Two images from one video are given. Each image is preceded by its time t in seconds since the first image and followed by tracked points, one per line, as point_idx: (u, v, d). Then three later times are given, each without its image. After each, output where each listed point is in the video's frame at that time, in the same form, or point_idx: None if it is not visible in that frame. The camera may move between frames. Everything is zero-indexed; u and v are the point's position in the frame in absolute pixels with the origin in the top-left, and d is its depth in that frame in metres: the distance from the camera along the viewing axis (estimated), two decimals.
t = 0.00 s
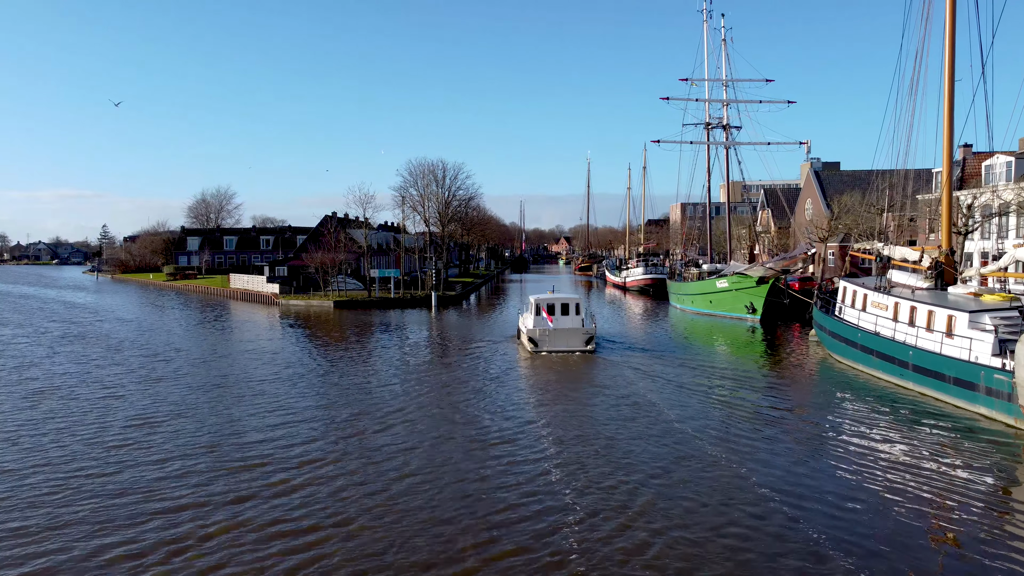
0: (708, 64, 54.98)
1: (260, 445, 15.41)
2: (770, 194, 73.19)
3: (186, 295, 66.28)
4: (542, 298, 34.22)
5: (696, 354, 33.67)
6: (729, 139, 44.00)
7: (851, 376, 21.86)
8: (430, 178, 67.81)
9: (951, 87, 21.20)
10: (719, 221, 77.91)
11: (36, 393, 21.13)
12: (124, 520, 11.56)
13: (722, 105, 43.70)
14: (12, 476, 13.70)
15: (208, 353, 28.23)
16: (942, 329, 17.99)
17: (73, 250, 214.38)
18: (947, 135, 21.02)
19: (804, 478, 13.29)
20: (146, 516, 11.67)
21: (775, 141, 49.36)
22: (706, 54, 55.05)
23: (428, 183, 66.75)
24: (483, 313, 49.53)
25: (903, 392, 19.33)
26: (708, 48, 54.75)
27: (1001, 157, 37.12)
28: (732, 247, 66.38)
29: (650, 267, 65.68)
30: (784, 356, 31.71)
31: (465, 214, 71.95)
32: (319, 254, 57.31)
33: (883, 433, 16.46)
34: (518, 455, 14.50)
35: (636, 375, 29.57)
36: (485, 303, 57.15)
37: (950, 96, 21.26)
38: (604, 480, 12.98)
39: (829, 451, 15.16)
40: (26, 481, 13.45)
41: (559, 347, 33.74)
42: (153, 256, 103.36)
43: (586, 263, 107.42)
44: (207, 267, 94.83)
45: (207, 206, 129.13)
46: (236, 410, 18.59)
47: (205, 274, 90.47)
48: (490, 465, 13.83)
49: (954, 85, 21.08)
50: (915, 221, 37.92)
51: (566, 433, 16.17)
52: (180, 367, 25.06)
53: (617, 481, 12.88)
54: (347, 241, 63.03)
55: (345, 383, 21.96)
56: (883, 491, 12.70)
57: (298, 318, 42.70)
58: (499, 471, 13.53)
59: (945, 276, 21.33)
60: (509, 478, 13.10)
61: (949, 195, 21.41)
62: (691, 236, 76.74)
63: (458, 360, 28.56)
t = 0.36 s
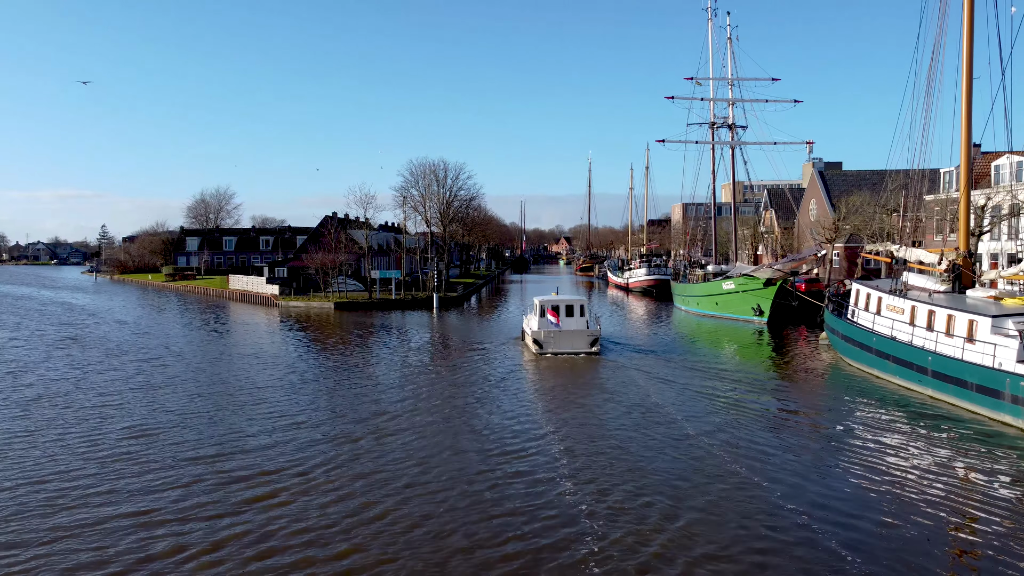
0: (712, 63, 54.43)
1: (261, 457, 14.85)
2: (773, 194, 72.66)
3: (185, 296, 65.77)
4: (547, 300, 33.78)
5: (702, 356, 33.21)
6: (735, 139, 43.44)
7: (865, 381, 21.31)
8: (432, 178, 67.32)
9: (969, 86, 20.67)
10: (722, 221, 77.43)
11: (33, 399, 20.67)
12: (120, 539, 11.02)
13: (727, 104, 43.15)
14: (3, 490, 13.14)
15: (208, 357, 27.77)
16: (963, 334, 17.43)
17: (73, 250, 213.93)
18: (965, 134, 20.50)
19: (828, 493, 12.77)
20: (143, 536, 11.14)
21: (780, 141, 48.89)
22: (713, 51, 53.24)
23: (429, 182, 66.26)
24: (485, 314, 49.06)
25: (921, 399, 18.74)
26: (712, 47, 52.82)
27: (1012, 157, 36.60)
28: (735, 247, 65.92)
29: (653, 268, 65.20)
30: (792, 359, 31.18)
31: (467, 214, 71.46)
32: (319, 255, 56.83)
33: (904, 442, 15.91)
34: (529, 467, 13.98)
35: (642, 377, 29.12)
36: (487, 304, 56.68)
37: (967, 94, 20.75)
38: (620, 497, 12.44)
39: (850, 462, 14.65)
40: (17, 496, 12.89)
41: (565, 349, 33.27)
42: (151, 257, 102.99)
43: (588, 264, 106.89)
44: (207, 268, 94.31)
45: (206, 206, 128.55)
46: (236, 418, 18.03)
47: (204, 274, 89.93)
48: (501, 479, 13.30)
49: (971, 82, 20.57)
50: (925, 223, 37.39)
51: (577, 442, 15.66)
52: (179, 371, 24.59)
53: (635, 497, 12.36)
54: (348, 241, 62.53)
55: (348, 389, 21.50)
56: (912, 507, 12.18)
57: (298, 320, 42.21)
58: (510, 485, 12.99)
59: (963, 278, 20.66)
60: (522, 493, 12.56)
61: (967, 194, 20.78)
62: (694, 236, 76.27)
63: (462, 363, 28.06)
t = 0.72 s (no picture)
0: (717, 62, 53.93)
1: (260, 467, 14.32)
2: (776, 195, 72.27)
3: (184, 296, 65.22)
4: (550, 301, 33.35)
5: (708, 357, 32.75)
6: (741, 138, 42.99)
7: (881, 386, 20.71)
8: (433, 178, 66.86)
9: (987, 83, 20.34)
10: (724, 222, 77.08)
11: (27, 406, 20.17)
12: (112, 557, 10.50)
13: (733, 103, 42.71)
14: None
15: (206, 361, 27.27)
16: (984, 339, 16.84)
17: (70, 251, 213.11)
18: (983, 132, 20.13)
19: (852, 505, 12.24)
20: (137, 553, 10.62)
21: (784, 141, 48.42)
22: (716, 52, 54.26)
23: (430, 183, 65.86)
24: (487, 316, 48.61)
25: (940, 405, 18.18)
26: (718, 46, 54.24)
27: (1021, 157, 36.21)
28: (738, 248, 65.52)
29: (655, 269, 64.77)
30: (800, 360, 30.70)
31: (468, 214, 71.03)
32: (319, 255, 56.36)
33: (925, 451, 15.35)
34: (539, 476, 13.46)
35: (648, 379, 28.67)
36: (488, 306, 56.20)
37: (986, 92, 20.44)
38: (635, 508, 11.95)
39: (872, 472, 14.10)
40: (7, 507, 12.39)
41: (569, 351, 32.80)
42: (150, 257, 102.58)
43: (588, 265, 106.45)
44: (205, 268, 93.77)
45: (205, 207, 128.00)
46: (236, 425, 17.53)
47: (203, 275, 89.38)
48: (511, 490, 12.78)
49: (989, 80, 20.25)
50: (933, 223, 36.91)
51: (587, 450, 15.12)
52: (177, 376, 24.09)
53: (651, 509, 11.84)
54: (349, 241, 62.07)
55: (350, 394, 21.01)
56: (941, 521, 11.65)
57: (298, 322, 41.71)
58: (521, 497, 12.47)
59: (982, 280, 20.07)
60: (533, 505, 12.04)
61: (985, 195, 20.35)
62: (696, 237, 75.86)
63: (465, 367, 27.53)
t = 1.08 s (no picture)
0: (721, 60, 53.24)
1: (258, 477, 13.77)
2: (778, 195, 71.76)
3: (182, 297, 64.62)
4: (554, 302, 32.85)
5: (714, 358, 32.25)
6: (745, 137, 42.44)
7: (895, 390, 20.14)
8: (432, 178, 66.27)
9: (1004, 79, 19.71)
10: (725, 222, 76.54)
11: (19, 412, 19.61)
12: None
13: (737, 102, 42.16)
14: None
15: (203, 365, 26.72)
16: (1005, 343, 16.26)
17: (67, 251, 213.75)
18: (1001, 130, 19.53)
19: (877, 517, 11.72)
20: (128, 572, 10.09)
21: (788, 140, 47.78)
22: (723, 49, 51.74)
23: (430, 183, 65.26)
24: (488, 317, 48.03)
25: (958, 410, 17.62)
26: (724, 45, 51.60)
27: None
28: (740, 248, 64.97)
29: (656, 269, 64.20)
30: (807, 361, 30.21)
31: (467, 214, 70.44)
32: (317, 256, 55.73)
33: (946, 460, 14.83)
34: (549, 485, 12.97)
35: (654, 379, 28.19)
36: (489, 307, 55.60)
37: (1003, 88, 19.80)
38: (650, 519, 11.47)
39: (894, 481, 13.58)
40: None
41: (573, 352, 32.27)
42: (147, 258, 101.85)
43: (588, 266, 105.81)
44: (202, 269, 93.05)
45: (202, 207, 127.25)
46: (233, 432, 17.01)
47: (200, 276, 88.62)
48: (520, 501, 12.24)
49: (1007, 76, 19.63)
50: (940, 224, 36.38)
51: (598, 456, 14.60)
52: (173, 381, 23.53)
53: (666, 521, 11.37)
54: (348, 241, 61.46)
55: (350, 399, 20.49)
56: (971, 534, 11.14)
57: (297, 324, 41.13)
58: (531, 509, 11.93)
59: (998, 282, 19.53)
60: (544, 517, 11.56)
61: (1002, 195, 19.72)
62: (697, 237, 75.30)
63: (468, 369, 26.99)
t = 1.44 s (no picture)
0: (721, 59, 52.53)
1: (253, 490, 13.12)
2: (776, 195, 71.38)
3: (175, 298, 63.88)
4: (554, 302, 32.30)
5: (716, 359, 31.76)
6: (746, 136, 41.96)
7: (907, 394, 19.61)
8: (428, 177, 65.63)
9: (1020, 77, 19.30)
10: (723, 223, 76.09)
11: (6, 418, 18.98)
12: None
13: (738, 100, 41.68)
14: None
15: (195, 368, 26.08)
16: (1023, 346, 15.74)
17: (60, 251, 212.76)
18: (1016, 128, 19.09)
19: (905, 533, 11.17)
20: None
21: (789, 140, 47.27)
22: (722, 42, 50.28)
23: (426, 182, 64.66)
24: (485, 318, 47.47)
25: (974, 415, 17.10)
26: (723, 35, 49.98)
27: None
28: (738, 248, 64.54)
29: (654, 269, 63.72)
30: (810, 362, 29.75)
31: (464, 213, 69.85)
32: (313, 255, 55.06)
33: (966, 467, 14.29)
34: (557, 496, 12.43)
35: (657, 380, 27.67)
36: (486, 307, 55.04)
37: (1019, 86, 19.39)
38: (665, 533, 10.93)
39: (918, 492, 13.04)
40: None
41: (573, 352, 31.75)
42: (140, 258, 100.94)
43: (584, 266, 105.30)
44: (196, 269, 92.20)
45: (196, 206, 126.26)
46: (227, 440, 16.41)
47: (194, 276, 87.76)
48: (528, 515, 11.64)
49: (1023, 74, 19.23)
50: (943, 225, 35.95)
51: (608, 465, 14.01)
52: (165, 386, 22.89)
53: (682, 536, 10.84)
54: (343, 241, 60.80)
55: (348, 404, 19.90)
56: (1000, 548, 10.66)
57: (292, 325, 40.49)
58: (542, 524, 11.31)
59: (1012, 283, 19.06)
60: (554, 532, 11.02)
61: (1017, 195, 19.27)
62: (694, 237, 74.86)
63: (467, 371, 26.41)
